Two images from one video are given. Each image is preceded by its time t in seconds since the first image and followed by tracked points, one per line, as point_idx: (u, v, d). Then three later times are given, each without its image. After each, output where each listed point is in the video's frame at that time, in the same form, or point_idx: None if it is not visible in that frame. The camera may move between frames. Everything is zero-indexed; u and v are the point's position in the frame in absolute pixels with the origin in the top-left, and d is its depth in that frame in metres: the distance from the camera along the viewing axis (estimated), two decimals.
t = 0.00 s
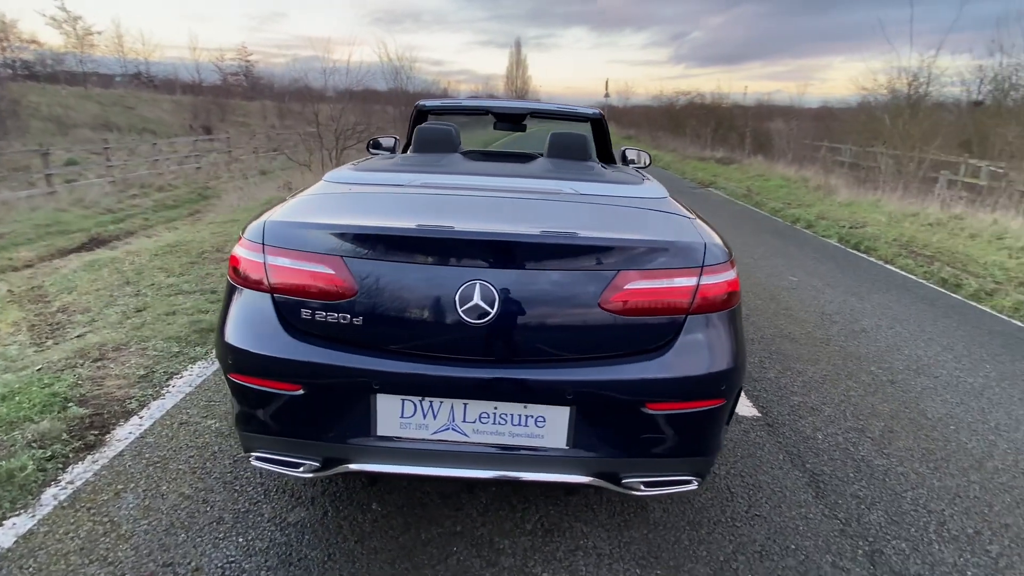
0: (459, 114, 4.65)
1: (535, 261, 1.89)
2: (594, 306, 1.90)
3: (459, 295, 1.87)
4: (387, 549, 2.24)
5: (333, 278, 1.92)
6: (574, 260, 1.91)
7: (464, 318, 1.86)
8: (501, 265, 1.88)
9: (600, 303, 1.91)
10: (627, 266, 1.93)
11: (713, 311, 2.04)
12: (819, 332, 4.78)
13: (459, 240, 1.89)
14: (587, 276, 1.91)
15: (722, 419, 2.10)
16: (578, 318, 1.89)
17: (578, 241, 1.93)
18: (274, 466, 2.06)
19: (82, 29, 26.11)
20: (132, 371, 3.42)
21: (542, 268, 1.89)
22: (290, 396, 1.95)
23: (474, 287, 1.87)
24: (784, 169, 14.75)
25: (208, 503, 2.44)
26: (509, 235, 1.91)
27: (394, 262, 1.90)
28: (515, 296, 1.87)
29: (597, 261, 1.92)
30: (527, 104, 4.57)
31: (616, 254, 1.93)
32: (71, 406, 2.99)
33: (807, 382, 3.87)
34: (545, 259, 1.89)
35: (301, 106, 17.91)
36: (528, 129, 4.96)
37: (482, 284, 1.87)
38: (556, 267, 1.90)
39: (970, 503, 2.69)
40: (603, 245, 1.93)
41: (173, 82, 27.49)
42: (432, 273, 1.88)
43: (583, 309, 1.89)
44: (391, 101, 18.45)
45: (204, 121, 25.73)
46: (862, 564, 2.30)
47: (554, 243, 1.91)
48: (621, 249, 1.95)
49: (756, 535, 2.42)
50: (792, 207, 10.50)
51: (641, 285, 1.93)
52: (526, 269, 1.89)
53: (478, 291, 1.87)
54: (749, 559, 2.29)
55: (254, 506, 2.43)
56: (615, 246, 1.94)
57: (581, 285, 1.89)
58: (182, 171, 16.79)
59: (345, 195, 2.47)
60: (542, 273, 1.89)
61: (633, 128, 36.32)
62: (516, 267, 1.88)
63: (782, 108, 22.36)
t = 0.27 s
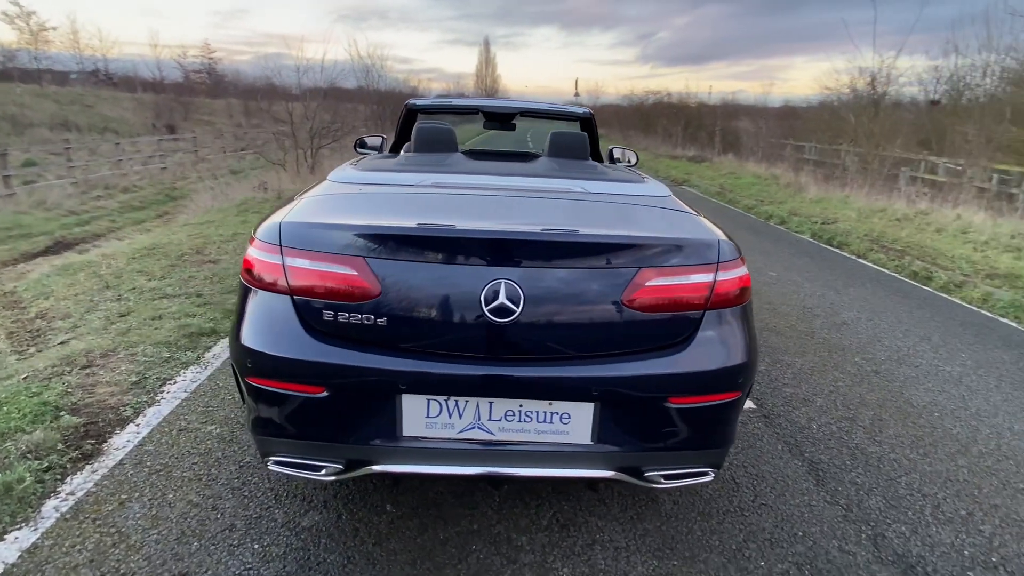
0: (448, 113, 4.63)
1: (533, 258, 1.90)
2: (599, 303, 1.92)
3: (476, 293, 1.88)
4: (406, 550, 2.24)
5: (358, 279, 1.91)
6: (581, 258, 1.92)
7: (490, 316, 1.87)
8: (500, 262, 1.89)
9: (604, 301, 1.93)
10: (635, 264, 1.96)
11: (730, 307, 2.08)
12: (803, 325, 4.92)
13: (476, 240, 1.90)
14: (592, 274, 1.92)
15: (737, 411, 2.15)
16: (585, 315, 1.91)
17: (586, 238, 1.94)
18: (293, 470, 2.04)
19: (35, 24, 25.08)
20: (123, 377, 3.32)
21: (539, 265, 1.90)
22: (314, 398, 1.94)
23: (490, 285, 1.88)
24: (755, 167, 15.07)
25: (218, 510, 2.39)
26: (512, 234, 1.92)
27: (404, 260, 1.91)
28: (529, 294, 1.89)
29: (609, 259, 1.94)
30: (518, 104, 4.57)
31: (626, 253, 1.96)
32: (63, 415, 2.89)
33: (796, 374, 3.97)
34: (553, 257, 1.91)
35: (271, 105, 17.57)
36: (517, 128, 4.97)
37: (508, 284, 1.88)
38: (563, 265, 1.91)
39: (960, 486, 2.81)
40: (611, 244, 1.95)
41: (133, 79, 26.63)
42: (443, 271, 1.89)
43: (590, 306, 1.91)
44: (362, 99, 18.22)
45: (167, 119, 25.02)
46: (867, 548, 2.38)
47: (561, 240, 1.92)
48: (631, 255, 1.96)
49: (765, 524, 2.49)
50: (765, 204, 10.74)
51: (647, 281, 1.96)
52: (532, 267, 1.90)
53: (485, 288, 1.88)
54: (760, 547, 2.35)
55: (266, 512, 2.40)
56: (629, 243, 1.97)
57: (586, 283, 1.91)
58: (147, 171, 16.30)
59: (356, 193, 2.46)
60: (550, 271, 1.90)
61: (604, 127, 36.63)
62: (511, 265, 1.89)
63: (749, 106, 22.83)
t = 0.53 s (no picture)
0: (435, 112, 4.60)
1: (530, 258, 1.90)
2: (600, 303, 1.93)
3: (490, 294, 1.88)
4: (419, 554, 2.22)
5: (373, 283, 1.89)
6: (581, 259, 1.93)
7: (507, 317, 1.88)
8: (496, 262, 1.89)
9: (605, 300, 1.93)
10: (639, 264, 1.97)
11: (740, 305, 2.12)
12: (785, 320, 5.03)
13: (484, 241, 1.90)
14: (593, 273, 1.93)
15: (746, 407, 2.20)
16: (588, 315, 1.92)
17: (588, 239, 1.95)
18: (306, 477, 2.02)
19: None
20: (109, 386, 3.21)
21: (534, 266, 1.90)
22: (330, 404, 1.92)
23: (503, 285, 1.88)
24: (726, 166, 15.35)
25: (223, 521, 2.34)
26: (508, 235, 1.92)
27: (407, 261, 1.90)
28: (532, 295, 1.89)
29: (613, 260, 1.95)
30: (505, 103, 4.56)
31: (629, 254, 1.97)
32: (50, 428, 2.79)
33: (783, 368, 4.07)
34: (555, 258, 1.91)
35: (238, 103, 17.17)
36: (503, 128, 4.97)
37: (526, 285, 1.88)
38: (564, 265, 1.92)
39: (947, 474, 2.92)
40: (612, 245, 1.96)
41: (89, 75, 25.61)
42: (458, 275, 1.88)
43: (591, 306, 1.92)
44: (333, 98, 17.96)
45: (128, 118, 24.22)
46: (867, 536, 2.45)
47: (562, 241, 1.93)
48: (636, 258, 1.97)
49: (768, 516, 2.54)
50: (738, 202, 10.93)
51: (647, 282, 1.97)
52: (535, 267, 1.90)
53: (488, 289, 1.88)
54: (766, 539, 2.41)
55: (273, 521, 2.36)
56: (637, 244, 1.98)
57: (587, 283, 1.92)
58: (108, 171, 15.73)
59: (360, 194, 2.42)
60: (552, 271, 1.91)
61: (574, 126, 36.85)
62: (508, 266, 1.89)
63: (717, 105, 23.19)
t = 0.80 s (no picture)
0: (423, 110, 4.56)
1: (528, 258, 1.89)
2: (605, 301, 1.92)
3: (507, 293, 1.87)
4: (434, 557, 2.21)
5: (392, 284, 1.86)
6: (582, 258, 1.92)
7: (527, 316, 1.87)
8: (493, 262, 1.87)
9: (609, 298, 1.93)
10: (643, 262, 1.98)
11: (750, 301, 2.16)
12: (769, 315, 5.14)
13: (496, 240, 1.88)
14: (599, 272, 1.93)
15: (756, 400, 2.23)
16: (591, 314, 1.91)
17: (590, 237, 1.94)
18: (322, 483, 1.98)
19: None
20: (96, 395, 3.10)
21: (530, 266, 1.88)
22: (348, 408, 1.89)
23: (517, 285, 1.87)
24: (699, 163, 15.60)
25: (229, 530, 2.28)
26: (507, 234, 1.90)
27: (411, 261, 1.87)
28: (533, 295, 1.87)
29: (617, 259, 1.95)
30: (494, 102, 4.54)
31: (638, 252, 1.98)
32: (38, 439, 2.68)
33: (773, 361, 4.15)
34: (559, 256, 1.90)
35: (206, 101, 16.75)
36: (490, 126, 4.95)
37: (546, 284, 1.88)
38: (567, 264, 1.91)
39: (937, 460, 3.02)
40: (615, 243, 1.96)
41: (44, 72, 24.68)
42: (476, 275, 1.87)
43: (596, 304, 1.91)
44: (304, 96, 17.67)
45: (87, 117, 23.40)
46: (868, 523, 2.52)
47: (563, 240, 1.91)
48: (641, 257, 1.98)
49: (772, 507, 2.60)
50: (713, 199, 11.12)
51: (648, 279, 1.97)
52: (539, 266, 1.89)
53: (487, 288, 1.87)
54: (772, 529, 2.46)
55: (281, 528, 2.31)
56: (645, 242, 1.99)
57: (590, 280, 1.91)
58: (68, 171, 15.15)
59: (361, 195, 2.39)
60: (555, 270, 1.89)
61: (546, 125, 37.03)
62: (506, 264, 1.87)
63: (687, 104, 23.53)
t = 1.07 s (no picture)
0: (411, 108, 4.50)
1: (527, 255, 1.87)
2: (611, 298, 1.90)
3: (525, 292, 1.85)
4: (452, 561, 2.17)
5: (414, 286, 1.82)
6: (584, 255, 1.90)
7: (550, 315, 1.85)
8: (491, 260, 1.85)
9: (616, 295, 1.91)
10: (649, 259, 1.98)
11: (764, 296, 2.19)
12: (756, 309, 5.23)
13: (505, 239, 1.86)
14: (606, 270, 1.92)
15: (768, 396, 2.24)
16: (596, 313, 1.89)
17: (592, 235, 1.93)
18: (342, 490, 1.95)
19: None
20: (83, 404, 2.98)
21: (528, 263, 1.87)
22: (369, 412, 1.85)
23: (533, 284, 1.86)
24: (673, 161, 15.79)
25: (238, 541, 2.21)
26: (504, 232, 1.89)
27: (416, 259, 1.85)
28: (534, 291, 1.85)
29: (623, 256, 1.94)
30: (485, 100, 4.49)
31: (648, 249, 1.98)
32: (25, 452, 2.56)
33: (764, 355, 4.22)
34: (564, 253, 1.88)
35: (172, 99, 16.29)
36: (479, 124, 4.91)
37: (569, 284, 1.87)
38: (575, 262, 1.89)
39: (929, 448, 3.11)
40: (619, 239, 1.95)
41: None
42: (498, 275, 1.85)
43: (602, 303, 1.90)
44: (274, 93, 17.32)
45: (43, 115, 22.48)
46: (872, 512, 2.58)
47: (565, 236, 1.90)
48: (649, 256, 1.98)
49: (779, 499, 2.63)
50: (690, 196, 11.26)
51: (654, 276, 1.96)
52: (545, 264, 1.87)
53: (483, 287, 1.85)
54: (781, 520, 2.50)
55: (292, 537, 2.25)
56: (656, 240, 2.00)
57: (597, 278, 1.90)
58: (25, 171, 14.53)
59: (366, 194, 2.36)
60: (563, 268, 1.88)
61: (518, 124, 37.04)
62: (504, 262, 1.85)
63: (659, 102, 23.80)
